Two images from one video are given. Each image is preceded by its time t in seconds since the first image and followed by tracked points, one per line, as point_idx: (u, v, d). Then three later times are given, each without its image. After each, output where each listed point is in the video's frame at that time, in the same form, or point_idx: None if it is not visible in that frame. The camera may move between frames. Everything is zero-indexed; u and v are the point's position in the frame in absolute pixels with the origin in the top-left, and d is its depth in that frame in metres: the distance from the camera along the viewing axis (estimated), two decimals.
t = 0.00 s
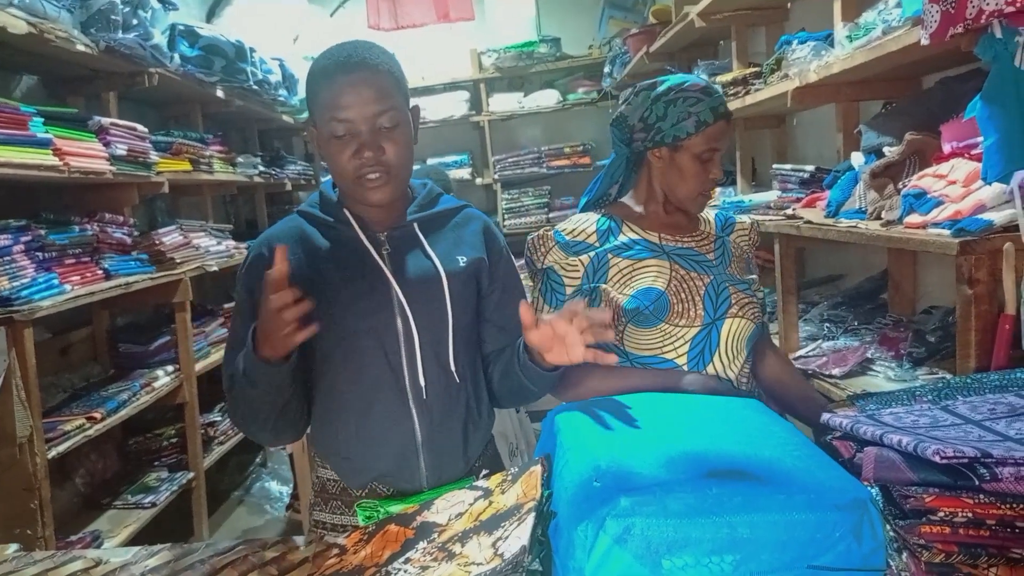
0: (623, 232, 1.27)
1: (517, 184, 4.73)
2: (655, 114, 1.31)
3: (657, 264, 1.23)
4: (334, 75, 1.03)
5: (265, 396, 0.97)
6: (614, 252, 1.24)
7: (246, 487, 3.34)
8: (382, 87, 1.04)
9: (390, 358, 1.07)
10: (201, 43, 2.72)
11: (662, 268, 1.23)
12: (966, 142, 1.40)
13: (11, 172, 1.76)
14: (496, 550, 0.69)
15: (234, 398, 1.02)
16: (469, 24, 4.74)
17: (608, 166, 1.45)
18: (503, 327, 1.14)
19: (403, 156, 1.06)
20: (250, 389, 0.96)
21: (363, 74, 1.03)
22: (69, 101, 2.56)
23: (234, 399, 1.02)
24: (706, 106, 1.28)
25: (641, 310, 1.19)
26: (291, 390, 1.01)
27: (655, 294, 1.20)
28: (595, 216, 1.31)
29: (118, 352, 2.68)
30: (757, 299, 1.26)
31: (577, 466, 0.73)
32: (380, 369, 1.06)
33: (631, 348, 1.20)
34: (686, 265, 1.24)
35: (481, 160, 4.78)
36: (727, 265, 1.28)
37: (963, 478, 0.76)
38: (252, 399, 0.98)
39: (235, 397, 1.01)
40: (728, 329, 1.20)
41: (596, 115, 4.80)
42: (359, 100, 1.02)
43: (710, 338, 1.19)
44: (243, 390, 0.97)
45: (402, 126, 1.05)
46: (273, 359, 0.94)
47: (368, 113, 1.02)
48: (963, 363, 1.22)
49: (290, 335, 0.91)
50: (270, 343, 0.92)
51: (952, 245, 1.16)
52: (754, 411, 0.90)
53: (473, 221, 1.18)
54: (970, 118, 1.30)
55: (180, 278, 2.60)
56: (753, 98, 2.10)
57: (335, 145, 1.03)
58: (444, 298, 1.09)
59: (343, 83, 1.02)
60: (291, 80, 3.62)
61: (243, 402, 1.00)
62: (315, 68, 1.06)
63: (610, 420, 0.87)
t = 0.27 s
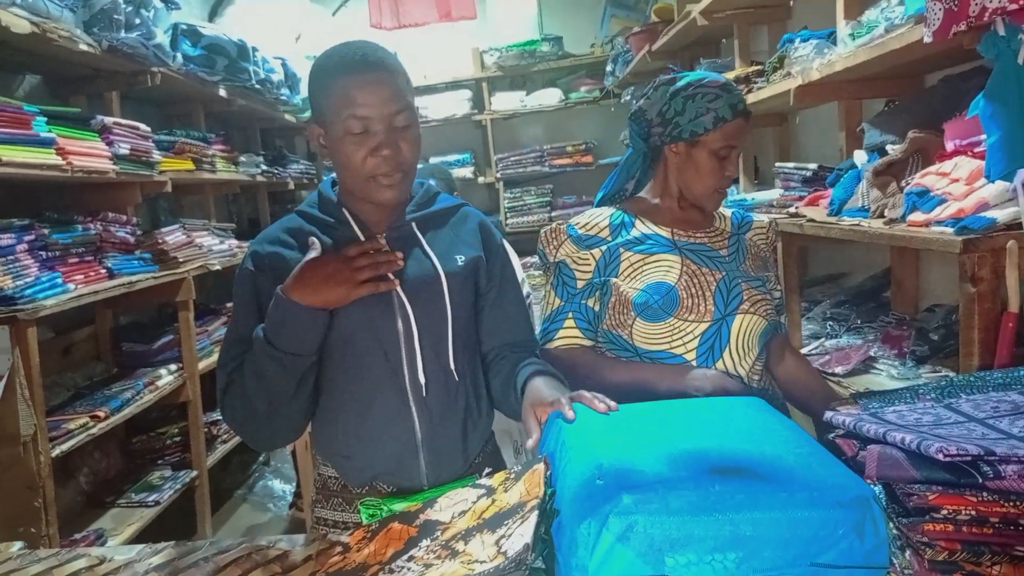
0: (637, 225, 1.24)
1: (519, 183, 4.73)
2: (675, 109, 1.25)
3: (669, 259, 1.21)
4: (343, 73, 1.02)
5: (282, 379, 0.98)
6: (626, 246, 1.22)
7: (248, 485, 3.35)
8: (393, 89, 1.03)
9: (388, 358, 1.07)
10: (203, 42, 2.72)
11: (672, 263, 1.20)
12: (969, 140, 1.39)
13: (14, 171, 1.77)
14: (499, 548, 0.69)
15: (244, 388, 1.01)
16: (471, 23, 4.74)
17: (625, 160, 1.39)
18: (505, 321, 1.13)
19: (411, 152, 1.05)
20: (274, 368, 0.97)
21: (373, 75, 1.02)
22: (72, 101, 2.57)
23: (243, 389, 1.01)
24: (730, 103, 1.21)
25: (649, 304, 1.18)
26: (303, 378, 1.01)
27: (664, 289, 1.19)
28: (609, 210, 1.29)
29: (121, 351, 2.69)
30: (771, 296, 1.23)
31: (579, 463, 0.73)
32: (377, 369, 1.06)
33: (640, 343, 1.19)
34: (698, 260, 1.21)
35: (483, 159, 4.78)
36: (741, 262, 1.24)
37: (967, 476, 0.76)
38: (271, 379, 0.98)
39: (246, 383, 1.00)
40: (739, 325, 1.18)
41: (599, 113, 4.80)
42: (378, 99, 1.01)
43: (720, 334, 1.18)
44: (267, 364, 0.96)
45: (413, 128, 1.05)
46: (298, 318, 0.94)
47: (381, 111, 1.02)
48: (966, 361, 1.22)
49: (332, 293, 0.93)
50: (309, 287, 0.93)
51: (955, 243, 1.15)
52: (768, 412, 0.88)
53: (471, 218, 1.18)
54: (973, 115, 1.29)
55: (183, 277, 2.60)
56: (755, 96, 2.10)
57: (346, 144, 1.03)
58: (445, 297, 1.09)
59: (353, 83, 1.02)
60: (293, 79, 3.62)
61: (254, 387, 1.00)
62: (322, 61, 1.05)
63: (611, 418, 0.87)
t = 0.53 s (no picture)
0: (644, 224, 1.23)
1: (520, 181, 4.73)
2: (680, 106, 1.24)
3: (675, 257, 1.19)
4: (354, 70, 1.03)
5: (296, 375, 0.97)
6: (632, 245, 1.21)
7: (249, 482, 3.35)
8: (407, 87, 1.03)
9: (397, 352, 1.07)
10: (205, 39, 2.72)
11: (677, 261, 1.19)
12: (972, 139, 1.39)
13: (15, 168, 1.77)
14: (501, 546, 0.69)
15: (255, 383, 1.00)
16: (472, 20, 4.73)
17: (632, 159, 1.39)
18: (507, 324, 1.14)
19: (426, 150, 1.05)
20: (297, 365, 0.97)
21: (386, 72, 1.02)
22: (74, 97, 2.57)
23: (254, 385, 1.00)
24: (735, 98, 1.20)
25: (654, 302, 1.17)
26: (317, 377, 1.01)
27: (670, 288, 1.17)
28: (616, 209, 1.27)
29: (122, 348, 2.69)
30: (780, 295, 1.22)
31: (580, 460, 0.73)
32: (386, 365, 1.06)
33: (646, 342, 1.19)
34: (704, 258, 1.19)
35: (485, 157, 4.78)
36: (749, 259, 1.22)
37: (969, 474, 0.76)
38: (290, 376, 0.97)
39: (258, 380, 0.99)
40: (746, 323, 1.17)
41: (600, 111, 4.79)
42: (395, 94, 1.01)
43: (726, 333, 1.17)
44: (282, 361, 0.96)
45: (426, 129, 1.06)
46: (313, 313, 0.94)
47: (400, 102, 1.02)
48: (968, 360, 1.22)
49: (345, 290, 0.94)
50: (322, 283, 0.93)
51: (958, 243, 1.15)
52: (774, 412, 0.87)
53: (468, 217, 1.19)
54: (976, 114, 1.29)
55: (184, 274, 2.60)
56: (757, 94, 2.10)
57: (364, 137, 1.02)
58: (447, 294, 1.09)
59: (369, 77, 1.02)
60: (295, 76, 3.62)
61: (267, 384, 0.99)
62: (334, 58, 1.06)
63: (611, 415, 0.87)
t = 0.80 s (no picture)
0: (647, 225, 1.23)
1: (519, 181, 4.73)
2: (660, 100, 1.28)
3: (680, 258, 1.19)
4: (370, 70, 1.04)
5: (301, 373, 0.97)
6: (636, 247, 1.21)
7: (248, 482, 3.35)
8: (422, 91, 1.04)
9: (400, 349, 1.07)
10: (204, 39, 2.72)
11: (681, 262, 1.19)
12: (970, 139, 1.39)
13: (14, 167, 1.76)
14: (500, 545, 0.69)
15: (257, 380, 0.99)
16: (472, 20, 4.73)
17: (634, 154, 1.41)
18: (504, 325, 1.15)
19: (433, 151, 1.06)
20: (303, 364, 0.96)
21: (401, 74, 1.03)
22: (73, 97, 2.57)
23: (257, 382, 0.99)
24: (703, 88, 1.21)
25: (660, 304, 1.17)
26: (319, 376, 1.00)
27: (674, 288, 1.17)
28: (620, 209, 1.27)
29: (121, 348, 2.69)
30: (786, 295, 1.22)
31: (580, 460, 0.73)
32: (389, 362, 1.06)
33: (650, 343, 1.19)
34: (709, 258, 1.19)
35: (484, 157, 4.78)
36: (754, 259, 1.22)
37: (968, 474, 0.76)
38: (294, 373, 0.97)
39: (261, 377, 0.98)
40: (751, 323, 1.17)
41: (599, 111, 4.79)
42: (412, 95, 1.03)
43: (732, 333, 1.17)
44: (287, 359, 0.95)
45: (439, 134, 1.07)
46: (321, 312, 0.94)
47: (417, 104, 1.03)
48: (966, 360, 1.22)
49: (352, 287, 0.95)
50: (329, 280, 0.94)
51: (957, 242, 1.15)
52: (776, 413, 0.87)
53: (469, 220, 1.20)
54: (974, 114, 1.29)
55: (183, 274, 2.60)
56: (756, 94, 2.10)
57: (381, 136, 1.03)
58: (447, 294, 1.09)
59: (387, 77, 1.03)
60: (294, 76, 3.62)
61: (270, 382, 0.98)
62: (350, 57, 1.07)
63: (611, 414, 0.87)
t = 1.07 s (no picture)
0: (645, 225, 1.22)
1: (518, 180, 4.73)
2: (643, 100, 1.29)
3: (678, 258, 1.19)
4: (376, 71, 1.04)
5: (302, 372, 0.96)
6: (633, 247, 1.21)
7: (247, 481, 3.34)
8: (427, 95, 1.04)
9: (400, 347, 1.06)
10: (202, 38, 2.72)
11: (679, 262, 1.19)
12: (969, 138, 1.39)
13: (12, 166, 1.76)
14: (499, 544, 0.69)
15: (258, 378, 0.99)
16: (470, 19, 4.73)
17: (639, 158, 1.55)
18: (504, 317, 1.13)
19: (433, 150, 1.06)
20: (301, 362, 0.96)
21: (407, 77, 1.03)
22: (71, 96, 2.56)
23: (258, 381, 0.99)
24: (669, 84, 1.22)
25: (658, 305, 1.16)
26: (320, 375, 1.00)
27: (673, 289, 1.17)
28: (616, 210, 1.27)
29: (119, 347, 2.69)
30: (785, 293, 1.21)
31: (579, 459, 0.73)
32: (390, 360, 1.06)
33: (650, 344, 1.18)
34: (707, 258, 1.19)
35: (482, 156, 4.78)
36: (752, 258, 1.21)
37: (967, 473, 0.76)
38: (295, 371, 0.96)
39: (263, 375, 0.98)
40: (750, 323, 1.17)
41: (598, 110, 4.79)
42: (417, 98, 1.03)
43: (731, 334, 1.17)
44: (289, 358, 0.95)
45: (442, 136, 1.07)
46: (324, 313, 0.94)
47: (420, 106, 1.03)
48: (965, 359, 1.22)
49: (354, 287, 0.94)
50: (331, 280, 0.93)
51: (955, 240, 1.16)
52: (773, 411, 0.87)
53: (473, 219, 1.19)
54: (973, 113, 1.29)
55: (182, 273, 2.60)
56: (755, 93, 2.10)
57: (385, 138, 1.03)
58: (447, 293, 1.09)
59: (393, 79, 1.03)
60: (292, 75, 3.62)
61: (271, 381, 0.98)
62: (358, 55, 1.07)
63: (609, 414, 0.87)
